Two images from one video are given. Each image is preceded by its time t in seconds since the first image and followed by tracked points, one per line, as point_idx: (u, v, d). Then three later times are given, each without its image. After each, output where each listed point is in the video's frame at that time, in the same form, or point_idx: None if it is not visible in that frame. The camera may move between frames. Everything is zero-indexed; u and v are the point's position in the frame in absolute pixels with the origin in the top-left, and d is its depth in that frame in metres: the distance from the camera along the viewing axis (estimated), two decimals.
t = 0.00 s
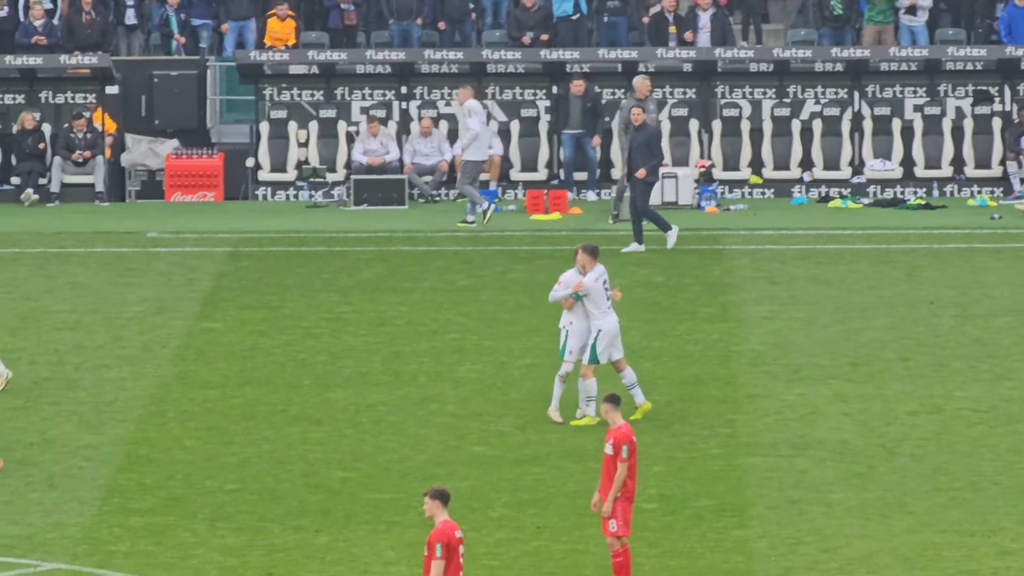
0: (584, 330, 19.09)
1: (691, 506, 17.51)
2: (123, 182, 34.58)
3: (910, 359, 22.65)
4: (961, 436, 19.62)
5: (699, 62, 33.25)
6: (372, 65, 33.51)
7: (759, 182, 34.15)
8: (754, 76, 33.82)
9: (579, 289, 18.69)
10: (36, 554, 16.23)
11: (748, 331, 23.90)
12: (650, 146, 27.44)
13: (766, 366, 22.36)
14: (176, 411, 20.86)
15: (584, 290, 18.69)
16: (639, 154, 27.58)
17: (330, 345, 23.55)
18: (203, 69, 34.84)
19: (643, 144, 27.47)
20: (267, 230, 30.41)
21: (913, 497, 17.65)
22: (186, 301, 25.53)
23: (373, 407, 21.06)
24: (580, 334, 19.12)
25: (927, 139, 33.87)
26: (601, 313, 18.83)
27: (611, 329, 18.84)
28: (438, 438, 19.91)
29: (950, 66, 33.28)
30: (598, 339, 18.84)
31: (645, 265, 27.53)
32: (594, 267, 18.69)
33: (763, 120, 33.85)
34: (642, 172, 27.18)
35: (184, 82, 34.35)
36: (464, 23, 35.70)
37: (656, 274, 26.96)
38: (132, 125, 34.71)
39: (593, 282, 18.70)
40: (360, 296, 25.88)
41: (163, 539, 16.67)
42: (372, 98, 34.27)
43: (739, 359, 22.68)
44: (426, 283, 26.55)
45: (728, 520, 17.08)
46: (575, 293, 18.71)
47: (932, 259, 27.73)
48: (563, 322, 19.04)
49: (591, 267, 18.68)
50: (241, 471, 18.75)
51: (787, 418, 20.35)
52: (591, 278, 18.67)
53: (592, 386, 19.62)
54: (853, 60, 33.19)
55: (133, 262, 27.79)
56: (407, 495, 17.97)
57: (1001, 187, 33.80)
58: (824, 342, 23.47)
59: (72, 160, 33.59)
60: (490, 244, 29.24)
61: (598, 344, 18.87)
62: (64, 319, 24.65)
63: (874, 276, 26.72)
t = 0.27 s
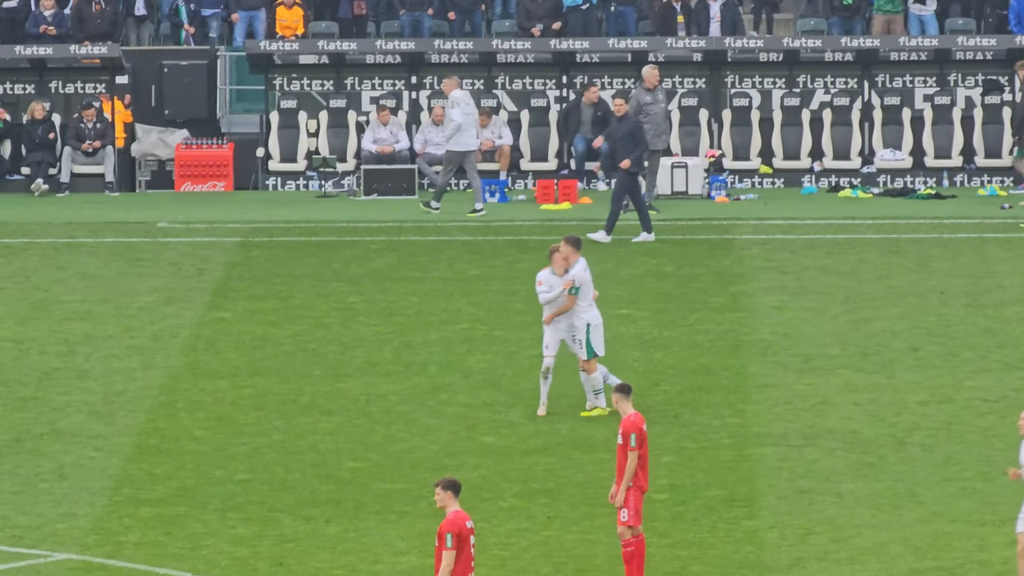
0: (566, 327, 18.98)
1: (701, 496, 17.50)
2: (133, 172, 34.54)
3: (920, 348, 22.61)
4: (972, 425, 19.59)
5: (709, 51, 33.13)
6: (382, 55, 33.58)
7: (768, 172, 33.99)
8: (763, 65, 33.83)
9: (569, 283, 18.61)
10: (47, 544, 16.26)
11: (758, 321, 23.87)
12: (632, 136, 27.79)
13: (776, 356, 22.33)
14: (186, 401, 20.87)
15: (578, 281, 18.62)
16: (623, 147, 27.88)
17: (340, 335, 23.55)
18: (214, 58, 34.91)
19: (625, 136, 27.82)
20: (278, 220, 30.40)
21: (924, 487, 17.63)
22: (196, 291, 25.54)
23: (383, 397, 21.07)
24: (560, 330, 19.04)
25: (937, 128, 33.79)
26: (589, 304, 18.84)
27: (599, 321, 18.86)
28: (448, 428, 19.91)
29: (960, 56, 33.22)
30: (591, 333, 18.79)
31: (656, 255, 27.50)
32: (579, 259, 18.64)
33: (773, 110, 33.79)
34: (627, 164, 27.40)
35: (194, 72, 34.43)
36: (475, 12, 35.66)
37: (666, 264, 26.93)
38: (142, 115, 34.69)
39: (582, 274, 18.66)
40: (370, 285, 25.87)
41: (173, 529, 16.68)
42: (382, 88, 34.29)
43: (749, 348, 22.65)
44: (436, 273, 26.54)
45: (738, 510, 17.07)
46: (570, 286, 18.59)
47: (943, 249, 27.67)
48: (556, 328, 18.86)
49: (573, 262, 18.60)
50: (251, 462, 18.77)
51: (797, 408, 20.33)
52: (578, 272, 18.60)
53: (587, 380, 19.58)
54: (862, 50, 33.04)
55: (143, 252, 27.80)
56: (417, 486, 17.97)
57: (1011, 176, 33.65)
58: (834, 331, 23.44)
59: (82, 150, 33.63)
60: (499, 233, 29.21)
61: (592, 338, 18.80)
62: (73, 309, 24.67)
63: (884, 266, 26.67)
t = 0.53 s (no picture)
0: (564, 318, 19.11)
1: (725, 486, 17.47)
2: (157, 162, 34.67)
3: (944, 339, 22.51)
4: (996, 416, 19.50)
5: (733, 41, 33.17)
6: (406, 44, 33.66)
7: (792, 162, 33.89)
8: (787, 56, 33.70)
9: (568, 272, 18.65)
10: (70, 534, 16.33)
11: (782, 311, 23.80)
12: (626, 127, 27.54)
13: (799, 346, 22.27)
14: (211, 390, 20.93)
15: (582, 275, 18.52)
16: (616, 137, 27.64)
17: (364, 325, 23.57)
18: (237, 49, 35.00)
19: (619, 126, 27.64)
20: (303, 210, 30.46)
21: (947, 477, 17.57)
22: (221, 281, 25.59)
23: (407, 387, 21.09)
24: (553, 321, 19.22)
25: (960, 118, 33.64)
26: (590, 295, 18.85)
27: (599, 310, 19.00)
28: (471, 417, 19.91)
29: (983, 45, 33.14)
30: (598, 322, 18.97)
31: (679, 244, 27.44)
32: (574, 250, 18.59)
33: (797, 99, 33.72)
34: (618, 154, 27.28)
35: (218, 62, 34.55)
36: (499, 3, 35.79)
37: (690, 254, 26.87)
38: (165, 105, 34.72)
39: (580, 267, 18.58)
40: (394, 275, 25.89)
41: (197, 519, 16.73)
42: (406, 78, 34.34)
43: (773, 338, 22.59)
44: (459, 263, 26.55)
45: (761, 500, 17.04)
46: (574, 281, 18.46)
47: (967, 239, 27.53)
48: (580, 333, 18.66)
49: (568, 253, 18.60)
50: (275, 451, 18.80)
51: (820, 397, 20.27)
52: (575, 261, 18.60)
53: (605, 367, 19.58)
54: (886, 39, 33.05)
55: (167, 241, 27.85)
56: (441, 475, 17.98)
57: None
58: (858, 321, 23.36)
59: (106, 140, 33.69)
60: (522, 223, 29.18)
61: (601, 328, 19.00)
62: (98, 299, 24.74)
63: (908, 256, 26.56)
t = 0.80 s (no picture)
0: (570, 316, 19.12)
1: (780, 478, 17.40)
2: (213, 153, 34.70)
3: (1001, 331, 22.33)
4: None
5: (789, 33, 32.87)
6: (462, 36, 33.56)
7: (848, 155, 33.60)
8: (843, 48, 33.67)
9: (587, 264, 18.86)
10: (126, 526, 16.44)
11: (838, 303, 23.67)
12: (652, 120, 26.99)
13: (855, 338, 22.15)
14: (267, 382, 21.04)
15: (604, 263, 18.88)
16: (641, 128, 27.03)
17: (419, 317, 23.62)
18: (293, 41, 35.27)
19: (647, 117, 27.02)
20: (358, 202, 30.53)
21: (1004, 470, 17.43)
22: (276, 273, 25.70)
23: (462, 379, 21.12)
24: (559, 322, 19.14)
25: (1017, 111, 33.35)
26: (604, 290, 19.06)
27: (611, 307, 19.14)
28: (526, 409, 19.91)
29: None
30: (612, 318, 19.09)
31: (734, 237, 27.34)
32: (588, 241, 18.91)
33: (852, 92, 33.61)
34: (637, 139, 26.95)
35: (274, 54, 34.73)
36: None
37: (745, 246, 26.77)
38: (220, 96, 35.01)
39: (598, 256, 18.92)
40: (449, 267, 25.92)
41: (252, 510, 16.82)
42: (462, 70, 34.59)
43: (829, 331, 22.47)
44: (515, 255, 26.54)
45: (817, 492, 16.96)
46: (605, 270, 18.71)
47: None
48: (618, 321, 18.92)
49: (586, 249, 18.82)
50: (330, 443, 18.87)
51: (876, 390, 20.16)
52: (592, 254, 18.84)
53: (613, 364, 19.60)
54: (943, 32, 32.62)
55: (223, 233, 28.00)
56: (496, 467, 18.00)
57: None
58: (914, 314, 23.21)
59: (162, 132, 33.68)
60: (578, 215, 29.13)
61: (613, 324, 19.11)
62: (154, 290, 24.90)
63: (965, 248, 26.36)
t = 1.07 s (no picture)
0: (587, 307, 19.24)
1: (859, 470, 17.33)
2: (293, 145, 34.91)
3: None
4: None
5: (868, 25, 32.70)
6: (541, 28, 33.66)
7: (928, 146, 33.40)
8: (923, 40, 33.32)
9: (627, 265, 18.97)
10: (206, 517, 16.61)
11: (918, 295, 23.52)
12: (705, 113, 26.92)
13: (935, 330, 22.00)
14: (347, 373, 21.22)
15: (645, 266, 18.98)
16: (694, 120, 27.01)
17: (498, 308, 23.72)
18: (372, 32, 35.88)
19: (699, 109, 26.96)
20: (437, 194, 30.68)
21: None
22: (356, 264, 25.88)
23: (542, 370, 21.19)
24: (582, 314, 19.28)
25: None
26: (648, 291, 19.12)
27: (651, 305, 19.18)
28: (605, 400, 19.93)
29: None
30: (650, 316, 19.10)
31: (813, 229, 27.21)
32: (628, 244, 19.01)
33: (932, 84, 33.26)
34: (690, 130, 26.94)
35: (355, 45, 35.31)
36: None
37: (824, 238, 26.64)
38: (301, 88, 35.50)
39: (638, 258, 19.04)
40: (528, 259, 25.99)
41: (332, 501, 16.97)
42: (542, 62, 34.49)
43: (908, 323, 22.33)
44: (594, 247, 26.56)
45: (897, 484, 16.88)
46: (644, 273, 18.82)
47: None
48: (653, 324, 19.00)
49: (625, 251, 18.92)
50: (409, 434, 19.00)
51: (956, 382, 20.02)
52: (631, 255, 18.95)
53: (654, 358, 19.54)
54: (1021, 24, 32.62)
55: (302, 224, 28.23)
56: (575, 459, 18.06)
57: None
58: (994, 306, 23.01)
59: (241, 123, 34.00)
60: (657, 208, 29.10)
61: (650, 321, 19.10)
62: (234, 281, 25.15)
63: None
